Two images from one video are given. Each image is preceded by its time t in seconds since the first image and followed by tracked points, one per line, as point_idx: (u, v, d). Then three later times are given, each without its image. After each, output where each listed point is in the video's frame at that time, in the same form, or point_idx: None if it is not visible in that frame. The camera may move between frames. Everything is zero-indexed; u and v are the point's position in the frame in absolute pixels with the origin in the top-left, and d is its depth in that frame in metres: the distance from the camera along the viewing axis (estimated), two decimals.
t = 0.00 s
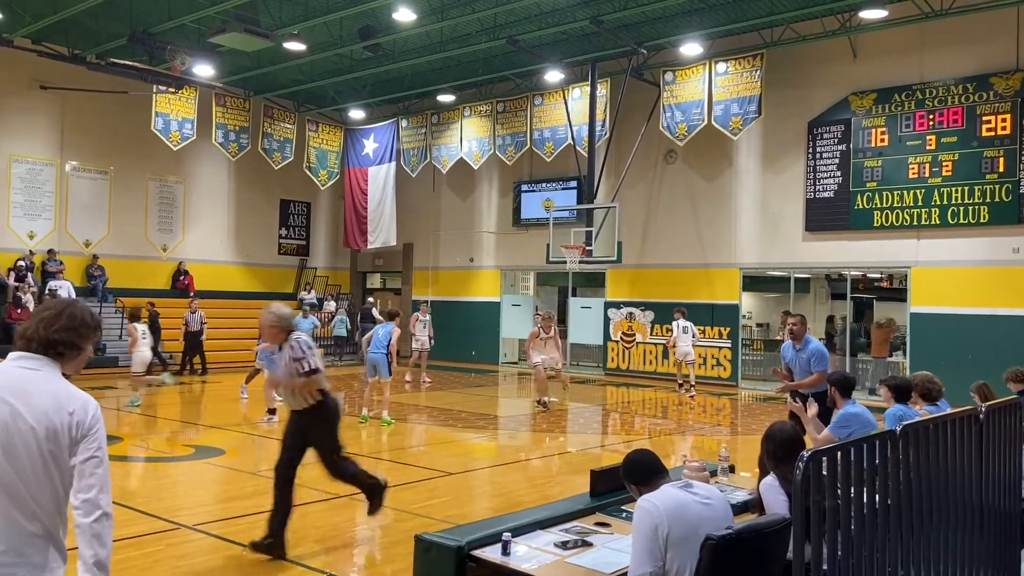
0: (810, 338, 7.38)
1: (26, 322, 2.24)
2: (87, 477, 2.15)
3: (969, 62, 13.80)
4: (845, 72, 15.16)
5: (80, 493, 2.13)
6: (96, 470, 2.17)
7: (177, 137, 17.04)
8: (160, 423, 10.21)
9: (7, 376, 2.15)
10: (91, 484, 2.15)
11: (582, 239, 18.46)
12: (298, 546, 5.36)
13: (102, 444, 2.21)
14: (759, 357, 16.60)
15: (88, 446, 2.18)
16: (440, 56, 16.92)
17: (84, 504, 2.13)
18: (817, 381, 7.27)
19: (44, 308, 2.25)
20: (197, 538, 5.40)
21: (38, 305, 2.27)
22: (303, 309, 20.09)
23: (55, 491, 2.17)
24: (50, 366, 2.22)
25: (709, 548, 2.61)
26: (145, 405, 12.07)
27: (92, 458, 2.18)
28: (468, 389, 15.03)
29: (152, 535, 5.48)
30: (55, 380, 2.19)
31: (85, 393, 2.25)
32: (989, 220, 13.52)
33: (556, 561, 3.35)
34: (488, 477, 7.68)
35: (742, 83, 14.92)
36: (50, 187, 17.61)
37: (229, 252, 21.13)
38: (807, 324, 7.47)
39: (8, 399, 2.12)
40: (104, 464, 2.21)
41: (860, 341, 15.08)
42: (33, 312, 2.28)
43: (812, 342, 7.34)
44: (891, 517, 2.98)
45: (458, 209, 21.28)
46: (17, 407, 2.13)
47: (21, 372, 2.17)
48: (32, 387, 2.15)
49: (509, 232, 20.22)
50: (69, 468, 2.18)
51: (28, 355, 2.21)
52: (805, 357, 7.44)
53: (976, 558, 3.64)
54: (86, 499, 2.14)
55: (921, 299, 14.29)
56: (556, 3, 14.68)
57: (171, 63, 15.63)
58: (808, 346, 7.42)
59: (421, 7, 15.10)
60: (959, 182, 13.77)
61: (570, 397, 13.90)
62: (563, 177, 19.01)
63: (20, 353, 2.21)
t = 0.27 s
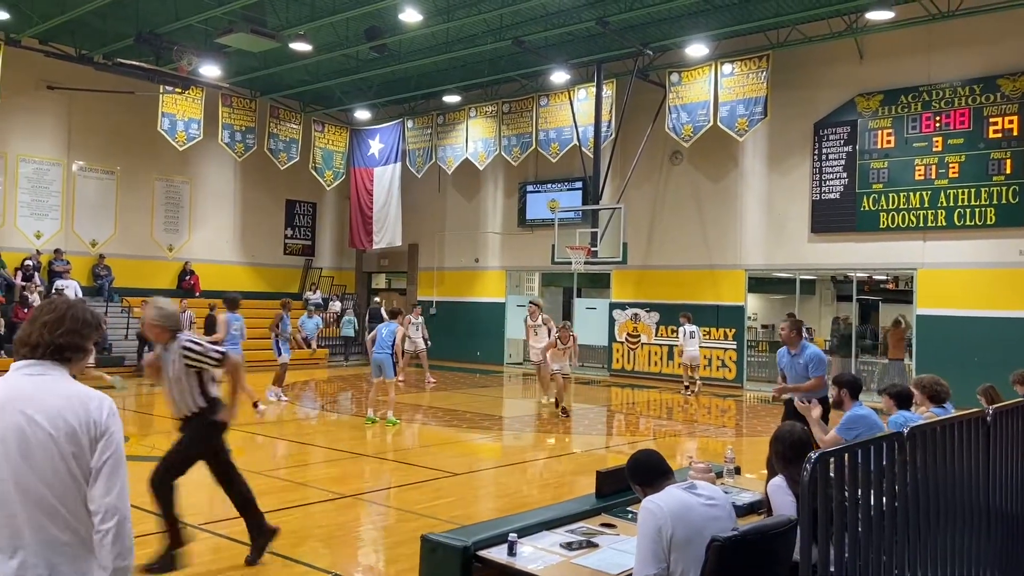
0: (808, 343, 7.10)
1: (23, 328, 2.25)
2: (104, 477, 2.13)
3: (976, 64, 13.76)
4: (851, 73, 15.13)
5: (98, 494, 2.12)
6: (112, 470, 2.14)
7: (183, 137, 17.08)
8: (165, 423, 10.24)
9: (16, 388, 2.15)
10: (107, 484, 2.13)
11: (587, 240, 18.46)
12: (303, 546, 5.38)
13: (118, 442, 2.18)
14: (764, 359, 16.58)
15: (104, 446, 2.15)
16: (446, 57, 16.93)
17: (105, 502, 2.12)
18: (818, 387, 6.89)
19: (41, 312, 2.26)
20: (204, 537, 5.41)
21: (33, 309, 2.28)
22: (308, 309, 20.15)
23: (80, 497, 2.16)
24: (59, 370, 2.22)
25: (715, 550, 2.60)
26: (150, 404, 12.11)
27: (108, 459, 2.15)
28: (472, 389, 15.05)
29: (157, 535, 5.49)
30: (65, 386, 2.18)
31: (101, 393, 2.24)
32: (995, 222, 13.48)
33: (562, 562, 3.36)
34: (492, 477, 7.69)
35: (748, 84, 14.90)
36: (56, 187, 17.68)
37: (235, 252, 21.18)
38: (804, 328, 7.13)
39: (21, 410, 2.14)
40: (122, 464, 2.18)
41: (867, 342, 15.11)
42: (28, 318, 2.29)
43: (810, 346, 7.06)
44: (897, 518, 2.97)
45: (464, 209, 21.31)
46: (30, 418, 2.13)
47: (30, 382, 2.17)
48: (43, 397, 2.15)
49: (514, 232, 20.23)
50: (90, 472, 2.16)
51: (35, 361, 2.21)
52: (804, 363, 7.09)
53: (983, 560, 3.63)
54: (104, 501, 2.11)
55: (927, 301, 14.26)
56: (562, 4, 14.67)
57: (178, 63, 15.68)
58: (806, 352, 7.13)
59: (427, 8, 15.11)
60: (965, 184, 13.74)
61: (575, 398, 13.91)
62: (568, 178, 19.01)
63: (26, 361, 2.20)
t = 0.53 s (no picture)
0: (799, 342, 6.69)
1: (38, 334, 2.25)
2: (155, 469, 2.23)
3: (988, 64, 13.68)
4: (862, 73, 15.07)
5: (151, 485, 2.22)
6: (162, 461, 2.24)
7: (194, 138, 17.16)
8: (175, 422, 10.29)
9: (59, 387, 2.18)
10: (160, 475, 2.23)
11: (597, 241, 18.44)
12: (313, 545, 5.39)
13: (161, 435, 2.27)
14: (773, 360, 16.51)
15: (153, 439, 2.24)
16: (455, 57, 16.94)
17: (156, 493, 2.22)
18: (798, 388, 6.53)
19: (53, 316, 2.28)
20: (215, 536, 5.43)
21: (44, 312, 2.28)
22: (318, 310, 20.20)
23: (129, 492, 2.21)
24: (90, 367, 2.26)
25: (726, 551, 2.60)
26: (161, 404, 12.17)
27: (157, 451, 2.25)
28: (481, 390, 15.07)
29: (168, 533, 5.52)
30: (107, 382, 2.24)
31: (136, 387, 2.31)
32: (1008, 224, 13.40)
33: (572, 562, 3.36)
34: (501, 478, 7.69)
35: (759, 85, 14.85)
36: (68, 188, 17.79)
37: (245, 253, 21.27)
38: (792, 325, 6.76)
39: (65, 408, 2.16)
40: (166, 455, 2.28)
41: (878, 345, 15.05)
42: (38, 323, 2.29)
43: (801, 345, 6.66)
44: (910, 520, 2.96)
45: (473, 210, 21.32)
46: (76, 415, 2.16)
47: (70, 381, 2.20)
48: (86, 394, 2.19)
49: (524, 233, 20.22)
50: (139, 465, 2.23)
51: (63, 361, 2.23)
52: (792, 362, 6.73)
53: (996, 564, 3.61)
54: (156, 492, 2.22)
55: (938, 302, 14.18)
56: (572, 5, 14.67)
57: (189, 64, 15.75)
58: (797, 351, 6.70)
59: (437, 9, 15.14)
60: (977, 185, 13.67)
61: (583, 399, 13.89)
62: (577, 179, 18.99)
63: (53, 364, 2.23)
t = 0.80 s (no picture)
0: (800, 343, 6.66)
1: (94, 335, 2.27)
2: (211, 466, 2.30)
3: (1005, 63, 13.56)
4: (876, 73, 14.98)
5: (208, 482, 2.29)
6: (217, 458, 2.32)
7: (208, 140, 17.27)
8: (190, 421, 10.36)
9: (121, 388, 2.22)
10: (215, 472, 2.31)
11: (609, 241, 18.41)
12: (326, 544, 5.42)
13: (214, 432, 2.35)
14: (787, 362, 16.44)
15: (208, 438, 2.31)
16: (467, 59, 16.96)
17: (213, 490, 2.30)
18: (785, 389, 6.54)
19: (110, 315, 2.30)
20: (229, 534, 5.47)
21: (101, 311, 2.29)
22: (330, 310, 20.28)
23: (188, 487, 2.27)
24: (145, 368, 2.32)
25: (739, 553, 2.59)
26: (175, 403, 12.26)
27: (212, 449, 2.32)
28: (493, 390, 15.09)
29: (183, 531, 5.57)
30: (165, 383, 2.29)
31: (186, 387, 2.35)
32: None
33: (586, 562, 3.36)
34: (513, 478, 7.70)
35: (772, 85, 14.79)
36: (84, 189, 17.95)
37: (259, 253, 21.38)
38: (797, 326, 6.69)
39: (127, 408, 2.19)
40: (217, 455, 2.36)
41: (892, 346, 14.82)
42: (92, 322, 2.30)
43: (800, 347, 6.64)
44: (925, 522, 2.94)
45: (485, 211, 21.33)
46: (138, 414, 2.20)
47: (128, 382, 2.24)
48: (146, 394, 2.23)
49: (536, 234, 20.22)
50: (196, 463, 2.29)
51: (121, 362, 2.27)
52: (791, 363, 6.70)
53: (1012, 568, 3.57)
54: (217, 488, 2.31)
55: (954, 303, 14.06)
56: (585, 5, 14.65)
57: (203, 66, 15.87)
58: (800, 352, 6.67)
59: (450, 10, 15.16)
60: (993, 185, 13.55)
61: (595, 400, 13.88)
62: (589, 179, 18.97)
63: (109, 365, 2.27)
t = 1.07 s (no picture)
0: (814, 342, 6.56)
1: (164, 322, 2.31)
2: (271, 454, 2.28)
3: None
4: (897, 71, 14.84)
5: (269, 470, 2.26)
6: (278, 446, 2.29)
7: (228, 141, 17.42)
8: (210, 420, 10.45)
9: (181, 378, 2.26)
10: (276, 459, 2.27)
11: (626, 241, 18.38)
12: (346, 543, 5.45)
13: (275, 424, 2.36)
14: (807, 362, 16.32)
15: (266, 428, 2.31)
16: (485, 59, 16.98)
17: (275, 476, 2.25)
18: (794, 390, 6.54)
19: (184, 304, 2.33)
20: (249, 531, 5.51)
21: (174, 300, 2.32)
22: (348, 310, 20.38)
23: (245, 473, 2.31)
24: (210, 359, 2.34)
25: (759, 555, 2.59)
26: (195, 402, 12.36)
27: (272, 438, 2.31)
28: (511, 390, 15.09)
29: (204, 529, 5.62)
30: (225, 375, 2.33)
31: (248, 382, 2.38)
32: None
33: (605, 563, 3.36)
34: (531, 479, 7.71)
35: (791, 84, 14.70)
36: (106, 190, 18.15)
37: (277, 253, 21.52)
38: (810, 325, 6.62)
39: (187, 400, 2.24)
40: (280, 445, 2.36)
41: (913, 347, 14.61)
42: (162, 309, 2.34)
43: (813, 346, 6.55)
44: (948, 525, 2.91)
45: (502, 211, 21.34)
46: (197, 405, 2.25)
47: (189, 373, 2.28)
48: (207, 385, 2.28)
49: (553, 234, 20.20)
50: (252, 454, 2.34)
51: (185, 353, 2.32)
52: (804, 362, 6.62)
53: None
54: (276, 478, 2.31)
55: (977, 303, 13.91)
56: (602, 5, 14.63)
57: (223, 68, 16.01)
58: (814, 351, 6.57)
59: (467, 11, 15.18)
60: (1017, 185, 13.39)
61: (613, 400, 13.85)
62: (607, 179, 18.93)
63: (175, 354, 2.31)
